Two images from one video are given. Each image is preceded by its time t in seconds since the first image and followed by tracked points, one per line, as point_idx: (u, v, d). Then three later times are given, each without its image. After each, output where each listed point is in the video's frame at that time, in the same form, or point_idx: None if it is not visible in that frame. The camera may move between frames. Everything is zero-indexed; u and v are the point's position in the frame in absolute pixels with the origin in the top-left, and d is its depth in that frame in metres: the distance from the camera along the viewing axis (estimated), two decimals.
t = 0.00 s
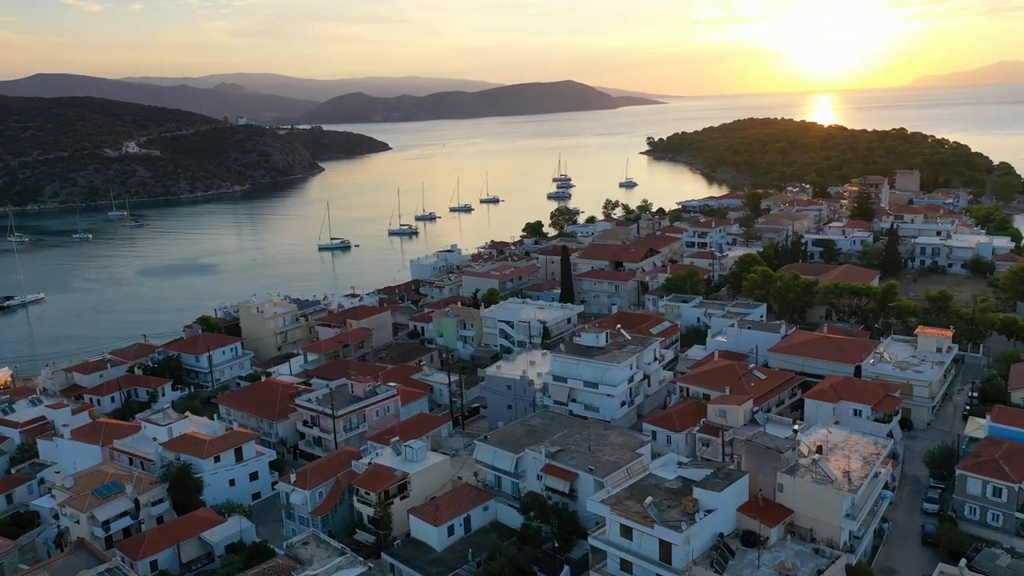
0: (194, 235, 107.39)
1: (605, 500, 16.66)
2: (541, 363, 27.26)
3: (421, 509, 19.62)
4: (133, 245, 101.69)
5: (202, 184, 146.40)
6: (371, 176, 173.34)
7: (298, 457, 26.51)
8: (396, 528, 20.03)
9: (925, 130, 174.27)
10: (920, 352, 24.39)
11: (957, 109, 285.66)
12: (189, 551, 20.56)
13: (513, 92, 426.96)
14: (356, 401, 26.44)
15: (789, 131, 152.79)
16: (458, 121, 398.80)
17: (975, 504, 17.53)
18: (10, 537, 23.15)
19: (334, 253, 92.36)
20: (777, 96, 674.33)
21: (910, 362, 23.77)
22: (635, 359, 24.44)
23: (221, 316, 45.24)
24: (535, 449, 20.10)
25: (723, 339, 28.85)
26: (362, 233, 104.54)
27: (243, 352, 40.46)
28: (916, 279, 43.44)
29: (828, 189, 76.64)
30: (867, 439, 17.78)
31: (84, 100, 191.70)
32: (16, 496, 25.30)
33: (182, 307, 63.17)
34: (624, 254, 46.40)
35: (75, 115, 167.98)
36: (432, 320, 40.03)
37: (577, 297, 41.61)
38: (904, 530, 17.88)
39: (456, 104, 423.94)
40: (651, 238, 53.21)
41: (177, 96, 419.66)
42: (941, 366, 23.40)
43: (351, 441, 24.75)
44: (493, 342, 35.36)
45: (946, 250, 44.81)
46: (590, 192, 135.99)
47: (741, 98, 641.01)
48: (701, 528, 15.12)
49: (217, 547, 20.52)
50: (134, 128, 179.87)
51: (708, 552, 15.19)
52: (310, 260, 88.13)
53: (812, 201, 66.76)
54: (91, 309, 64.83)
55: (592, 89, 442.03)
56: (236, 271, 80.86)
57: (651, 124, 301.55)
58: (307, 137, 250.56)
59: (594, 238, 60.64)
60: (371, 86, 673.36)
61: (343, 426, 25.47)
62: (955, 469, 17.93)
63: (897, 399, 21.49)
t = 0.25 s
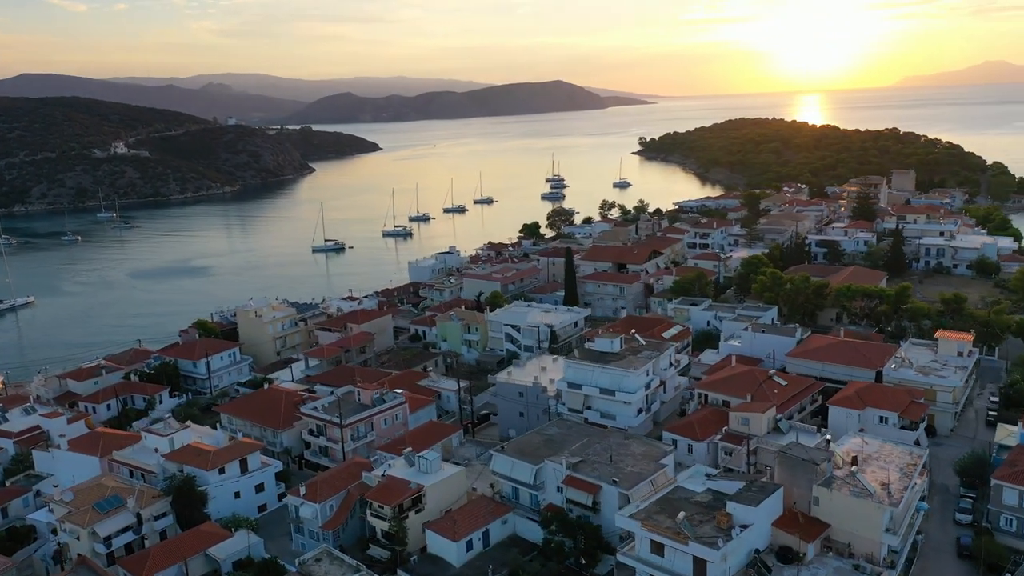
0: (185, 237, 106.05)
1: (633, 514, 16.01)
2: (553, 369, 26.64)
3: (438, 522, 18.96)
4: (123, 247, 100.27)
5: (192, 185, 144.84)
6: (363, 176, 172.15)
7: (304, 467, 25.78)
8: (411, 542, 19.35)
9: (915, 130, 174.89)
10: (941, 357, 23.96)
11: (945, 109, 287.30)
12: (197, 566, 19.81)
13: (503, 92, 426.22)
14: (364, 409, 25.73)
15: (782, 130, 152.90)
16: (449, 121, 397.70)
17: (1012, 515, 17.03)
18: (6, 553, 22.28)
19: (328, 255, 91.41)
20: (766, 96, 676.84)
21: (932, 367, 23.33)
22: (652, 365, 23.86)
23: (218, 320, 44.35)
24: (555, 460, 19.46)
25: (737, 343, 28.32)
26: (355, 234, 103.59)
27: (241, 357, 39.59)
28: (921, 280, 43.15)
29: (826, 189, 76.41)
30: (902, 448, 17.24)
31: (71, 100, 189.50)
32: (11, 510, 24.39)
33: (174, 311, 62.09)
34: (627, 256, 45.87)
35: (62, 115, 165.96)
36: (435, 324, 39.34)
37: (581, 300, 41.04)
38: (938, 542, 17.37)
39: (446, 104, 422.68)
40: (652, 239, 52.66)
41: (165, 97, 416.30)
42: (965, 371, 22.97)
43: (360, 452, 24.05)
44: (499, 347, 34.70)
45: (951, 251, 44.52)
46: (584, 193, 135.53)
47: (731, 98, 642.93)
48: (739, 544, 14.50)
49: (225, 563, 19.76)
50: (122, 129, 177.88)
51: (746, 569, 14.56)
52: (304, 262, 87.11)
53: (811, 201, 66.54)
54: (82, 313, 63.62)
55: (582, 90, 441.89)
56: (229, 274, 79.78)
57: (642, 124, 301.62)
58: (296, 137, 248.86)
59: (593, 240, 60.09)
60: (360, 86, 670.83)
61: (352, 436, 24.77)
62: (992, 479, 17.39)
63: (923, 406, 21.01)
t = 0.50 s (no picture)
0: (176, 239, 104.74)
1: (665, 529, 15.40)
2: (566, 375, 26.04)
3: (456, 537, 18.29)
4: (113, 250, 98.86)
5: (182, 186, 143.28)
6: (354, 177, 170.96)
7: (311, 477, 25.07)
8: (428, 557, 18.68)
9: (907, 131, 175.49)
10: (963, 361, 23.54)
11: (934, 109, 288.90)
12: None
13: (494, 92, 425.35)
14: (373, 417, 25.04)
15: (775, 131, 153.01)
16: (439, 121, 396.37)
17: None
18: (3, 570, 21.44)
19: (322, 257, 90.43)
20: (755, 97, 679.25)
21: (955, 372, 22.89)
22: (669, 371, 23.29)
23: (215, 325, 43.45)
24: (576, 471, 18.81)
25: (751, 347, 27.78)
26: (349, 236, 102.59)
27: (240, 363, 38.79)
28: (927, 281, 42.86)
29: (824, 189, 76.18)
30: (938, 457, 16.75)
31: (58, 101, 187.24)
32: (7, 524, 23.54)
33: (167, 314, 61.02)
34: (630, 258, 45.34)
35: (49, 116, 163.95)
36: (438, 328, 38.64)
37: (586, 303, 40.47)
38: (974, 553, 16.91)
39: (437, 104, 421.39)
40: (654, 240, 52.15)
41: (153, 97, 412.94)
42: (990, 376, 22.54)
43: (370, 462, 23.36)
44: (505, 351, 34.04)
45: (957, 252, 44.26)
46: (578, 194, 135.05)
47: (720, 99, 644.72)
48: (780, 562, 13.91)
49: None
50: (110, 130, 175.91)
51: None
52: (298, 264, 86.09)
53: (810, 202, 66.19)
54: (72, 317, 62.42)
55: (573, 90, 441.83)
56: (221, 276, 78.68)
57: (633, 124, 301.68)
58: (286, 138, 247.06)
59: (593, 241, 59.55)
60: (350, 87, 668.16)
61: (361, 445, 24.06)
62: None
63: (950, 412, 20.56)
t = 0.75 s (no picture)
0: (167, 241, 103.43)
1: (701, 546, 14.77)
2: (580, 383, 25.43)
3: (477, 553, 17.59)
4: (102, 252, 97.45)
5: (172, 187, 141.73)
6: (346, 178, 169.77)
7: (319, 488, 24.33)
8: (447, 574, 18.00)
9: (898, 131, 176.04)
10: (987, 366, 23.07)
11: (923, 109, 290.41)
12: None
13: (485, 92, 424.40)
14: (382, 426, 24.32)
15: (769, 131, 153.07)
16: (430, 122, 395.15)
17: None
18: None
19: (316, 258, 89.47)
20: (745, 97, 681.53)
21: (981, 377, 22.41)
22: (688, 378, 22.70)
23: (212, 330, 42.56)
24: (601, 483, 18.17)
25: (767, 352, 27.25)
26: (343, 237, 101.62)
27: (240, 369, 38.00)
28: (934, 282, 42.52)
29: (822, 190, 75.93)
30: (978, 468, 16.22)
31: (46, 101, 185.06)
32: (3, 539, 22.66)
33: (161, 318, 59.98)
34: (634, 260, 44.77)
35: (36, 117, 161.97)
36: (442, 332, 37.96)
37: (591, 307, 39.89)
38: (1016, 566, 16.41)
39: (428, 104, 420.10)
40: (656, 242, 51.61)
41: (140, 98, 409.59)
42: (1016, 381, 22.08)
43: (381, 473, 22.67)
44: (512, 356, 33.39)
45: (962, 253, 43.98)
46: (572, 194, 134.53)
47: (710, 99, 646.36)
48: None
49: None
50: (98, 130, 174.00)
51: None
52: (292, 266, 85.08)
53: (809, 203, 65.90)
54: (63, 321, 61.26)
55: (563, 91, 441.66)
56: (214, 279, 77.62)
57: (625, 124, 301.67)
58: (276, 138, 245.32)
59: (593, 242, 58.98)
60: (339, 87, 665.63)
61: (371, 455, 23.35)
62: None
63: (980, 420, 20.08)
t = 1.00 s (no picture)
0: (158, 243, 102.11)
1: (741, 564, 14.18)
2: (595, 390, 24.84)
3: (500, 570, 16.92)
4: (92, 254, 96.10)
5: (161, 189, 140.26)
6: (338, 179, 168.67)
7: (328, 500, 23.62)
8: None
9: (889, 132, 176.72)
10: (1012, 372, 22.62)
11: (912, 110, 292.13)
12: None
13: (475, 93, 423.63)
14: (393, 435, 23.64)
15: (762, 131, 153.23)
16: (420, 123, 393.77)
17: None
18: None
19: (311, 260, 88.54)
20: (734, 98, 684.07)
21: (1006, 383, 21.96)
22: (709, 385, 22.12)
23: (210, 335, 41.67)
24: (626, 496, 17.56)
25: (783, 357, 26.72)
26: (336, 239, 100.68)
27: (239, 375, 37.19)
28: (940, 284, 42.23)
29: (819, 191, 75.77)
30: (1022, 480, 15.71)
31: (32, 101, 182.91)
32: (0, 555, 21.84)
33: (154, 322, 58.97)
34: (639, 262, 44.25)
35: (23, 118, 160.00)
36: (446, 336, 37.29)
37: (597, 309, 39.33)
38: None
39: (418, 105, 418.93)
40: (659, 243, 51.15)
41: (128, 99, 406.32)
42: None
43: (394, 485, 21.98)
44: (519, 361, 32.75)
45: (968, 254, 43.76)
46: (566, 194, 134.07)
47: (699, 100, 648.33)
48: None
49: None
50: (86, 131, 172.17)
51: None
52: (286, 269, 84.11)
53: (809, 204, 65.59)
54: (54, 326, 60.12)
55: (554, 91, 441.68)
56: (207, 281, 76.64)
57: (616, 125, 301.72)
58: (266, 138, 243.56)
59: (594, 244, 58.44)
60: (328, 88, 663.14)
61: (383, 465, 22.66)
62: None
63: (1011, 427, 19.61)
